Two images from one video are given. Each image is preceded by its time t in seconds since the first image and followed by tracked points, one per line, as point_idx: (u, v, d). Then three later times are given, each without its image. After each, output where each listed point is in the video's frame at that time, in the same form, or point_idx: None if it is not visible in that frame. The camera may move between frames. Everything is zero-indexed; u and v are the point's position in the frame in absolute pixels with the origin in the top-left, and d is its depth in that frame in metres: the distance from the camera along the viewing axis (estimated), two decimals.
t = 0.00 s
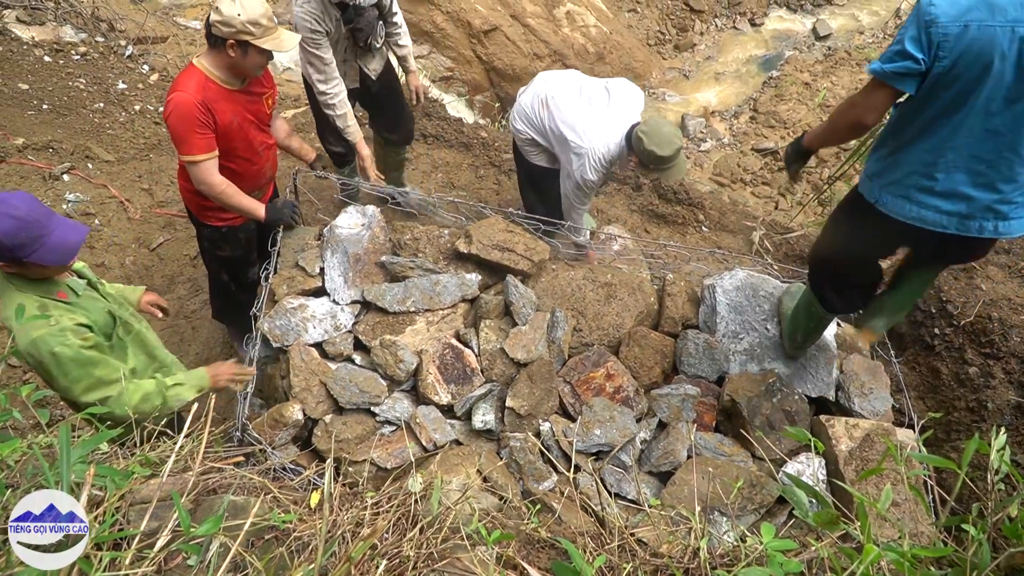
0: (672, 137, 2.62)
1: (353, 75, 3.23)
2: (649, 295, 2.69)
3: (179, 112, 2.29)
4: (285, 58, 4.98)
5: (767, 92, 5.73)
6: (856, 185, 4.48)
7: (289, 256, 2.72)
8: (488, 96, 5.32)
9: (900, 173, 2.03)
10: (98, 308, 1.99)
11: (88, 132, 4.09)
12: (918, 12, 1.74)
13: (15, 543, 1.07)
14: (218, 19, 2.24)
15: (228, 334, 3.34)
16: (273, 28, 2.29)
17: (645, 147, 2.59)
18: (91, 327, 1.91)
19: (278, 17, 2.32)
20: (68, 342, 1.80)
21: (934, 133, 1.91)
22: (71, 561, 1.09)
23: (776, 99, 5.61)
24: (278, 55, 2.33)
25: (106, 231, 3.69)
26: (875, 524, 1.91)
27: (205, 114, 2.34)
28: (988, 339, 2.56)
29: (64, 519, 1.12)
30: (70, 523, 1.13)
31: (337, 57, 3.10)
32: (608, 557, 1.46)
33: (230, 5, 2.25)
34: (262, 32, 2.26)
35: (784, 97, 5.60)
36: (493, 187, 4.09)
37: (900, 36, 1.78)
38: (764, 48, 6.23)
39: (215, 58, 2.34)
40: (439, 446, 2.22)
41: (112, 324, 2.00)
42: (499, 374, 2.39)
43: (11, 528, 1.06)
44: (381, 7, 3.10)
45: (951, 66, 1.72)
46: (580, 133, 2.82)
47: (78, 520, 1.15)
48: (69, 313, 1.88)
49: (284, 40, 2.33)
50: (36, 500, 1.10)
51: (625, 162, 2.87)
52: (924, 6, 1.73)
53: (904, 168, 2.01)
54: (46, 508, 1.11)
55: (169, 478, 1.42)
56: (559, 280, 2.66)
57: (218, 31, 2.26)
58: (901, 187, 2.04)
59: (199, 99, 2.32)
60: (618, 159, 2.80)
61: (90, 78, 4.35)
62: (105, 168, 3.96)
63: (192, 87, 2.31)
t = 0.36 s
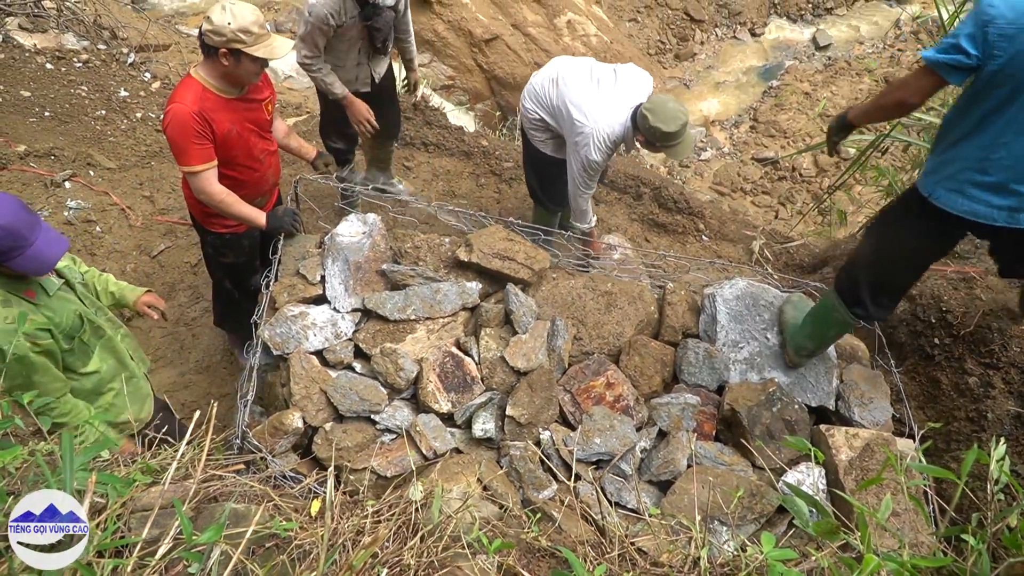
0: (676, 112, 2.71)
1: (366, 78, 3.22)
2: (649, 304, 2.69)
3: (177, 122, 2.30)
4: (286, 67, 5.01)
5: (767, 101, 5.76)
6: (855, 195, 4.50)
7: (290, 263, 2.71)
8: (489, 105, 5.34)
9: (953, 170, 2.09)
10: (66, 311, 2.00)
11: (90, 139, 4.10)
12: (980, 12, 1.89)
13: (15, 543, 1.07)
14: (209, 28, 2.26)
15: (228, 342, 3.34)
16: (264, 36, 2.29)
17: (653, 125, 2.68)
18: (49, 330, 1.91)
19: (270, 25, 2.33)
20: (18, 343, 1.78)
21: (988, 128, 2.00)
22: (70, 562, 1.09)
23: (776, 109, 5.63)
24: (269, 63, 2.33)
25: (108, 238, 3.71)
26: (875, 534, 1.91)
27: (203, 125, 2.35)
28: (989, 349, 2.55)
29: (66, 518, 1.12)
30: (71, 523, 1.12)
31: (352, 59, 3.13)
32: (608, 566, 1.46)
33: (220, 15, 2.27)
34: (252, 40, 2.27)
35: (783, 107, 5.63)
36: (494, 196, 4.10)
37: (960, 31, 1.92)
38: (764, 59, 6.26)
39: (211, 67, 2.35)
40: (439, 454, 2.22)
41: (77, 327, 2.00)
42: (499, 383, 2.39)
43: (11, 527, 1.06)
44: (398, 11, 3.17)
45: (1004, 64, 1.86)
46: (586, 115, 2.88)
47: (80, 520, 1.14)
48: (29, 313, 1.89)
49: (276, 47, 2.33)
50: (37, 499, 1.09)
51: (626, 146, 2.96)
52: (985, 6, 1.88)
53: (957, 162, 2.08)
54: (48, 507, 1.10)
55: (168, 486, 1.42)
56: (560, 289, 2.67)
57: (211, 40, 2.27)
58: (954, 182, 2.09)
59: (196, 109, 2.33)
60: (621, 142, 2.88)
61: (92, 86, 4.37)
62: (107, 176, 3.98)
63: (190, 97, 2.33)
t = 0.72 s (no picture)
0: (665, 89, 2.89)
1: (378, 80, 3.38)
2: (647, 314, 2.71)
3: (179, 129, 2.33)
4: (288, 76, 5.04)
5: (767, 112, 5.79)
6: (854, 206, 4.53)
7: (290, 272, 2.73)
8: (490, 114, 5.37)
9: None
10: (58, 316, 1.97)
11: (91, 147, 4.13)
12: None
13: (16, 542, 1.10)
14: (206, 36, 2.28)
15: (228, 350, 3.35)
16: (260, 42, 2.30)
17: (643, 100, 2.86)
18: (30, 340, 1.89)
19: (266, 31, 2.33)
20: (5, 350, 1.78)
21: None
22: (69, 562, 1.11)
23: (776, 120, 5.67)
24: (266, 68, 2.34)
25: (109, 246, 3.73)
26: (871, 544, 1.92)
27: (205, 130, 2.38)
28: (986, 361, 2.55)
29: (63, 519, 1.13)
30: (70, 523, 1.14)
31: (363, 62, 3.26)
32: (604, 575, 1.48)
33: (217, 23, 2.29)
34: (248, 46, 2.28)
35: (783, 118, 5.66)
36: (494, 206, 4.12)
37: None
38: (764, 70, 6.30)
39: (212, 73, 2.38)
40: (438, 463, 2.22)
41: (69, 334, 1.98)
42: (498, 392, 2.40)
43: (11, 528, 1.09)
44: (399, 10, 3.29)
45: None
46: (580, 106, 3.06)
47: (80, 521, 1.16)
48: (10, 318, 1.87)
49: (272, 52, 2.34)
50: (36, 500, 1.12)
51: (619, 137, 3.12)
52: None
53: None
54: (46, 509, 1.12)
55: (168, 493, 1.43)
56: (559, 299, 2.68)
57: (208, 47, 2.29)
58: None
59: (198, 116, 2.35)
60: (615, 131, 3.04)
61: (95, 94, 4.40)
62: (108, 184, 4.00)
63: (192, 103, 2.35)
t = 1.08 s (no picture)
0: (653, 72, 2.98)
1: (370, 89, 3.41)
2: (645, 326, 2.71)
3: (179, 139, 2.35)
4: (288, 88, 5.08)
5: (766, 125, 5.81)
6: (852, 218, 4.55)
7: (288, 284, 2.73)
8: (490, 126, 5.39)
9: None
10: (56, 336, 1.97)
11: (92, 158, 4.15)
12: None
13: (15, 542, 1.10)
14: (199, 46, 2.30)
15: (226, 361, 3.36)
16: (251, 51, 2.31)
17: (627, 82, 2.96)
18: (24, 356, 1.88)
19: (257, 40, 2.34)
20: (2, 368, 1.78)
21: None
22: (67, 562, 1.12)
23: (774, 132, 5.69)
24: (257, 77, 2.34)
25: (108, 257, 3.74)
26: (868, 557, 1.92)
27: (205, 139, 2.40)
28: (983, 373, 2.54)
29: (63, 519, 1.14)
30: (71, 523, 1.15)
31: (358, 70, 3.27)
32: None
33: (209, 32, 2.31)
34: (238, 56, 2.29)
35: (782, 130, 5.68)
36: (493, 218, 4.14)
37: None
38: (763, 82, 6.33)
39: (208, 82, 2.40)
40: (435, 475, 2.23)
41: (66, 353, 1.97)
42: (495, 404, 2.40)
43: (11, 528, 1.09)
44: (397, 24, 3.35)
45: None
46: (578, 87, 3.25)
47: (80, 519, 1.16)
48: (8, 329, 1.85)
49: (263, 61, 2.34)
50: (36, 500, 1.12)
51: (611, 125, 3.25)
52: None
53: None
54: (46, 508, 1.12)
55: (163, 505, 1.44)
56: (557, 310, 2.69)
57: (202, 57, 2.32)
58: None
59: (198, 125, 2.37)
60: (604, 116, 3.18)
61: (96, 106, 4.43)
62: (108, 196, 4.02)
63: (191, 113, 2.38)
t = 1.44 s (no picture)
0: (658, 63, 3.03)
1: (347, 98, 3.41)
2: (642, 339, 2.71)
3: (168, 153, 2.37)
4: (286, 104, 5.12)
5: (762, 138, 5.85)
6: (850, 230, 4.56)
7: (285, 299, 2.74)
8: (488, 141, 5.43)
9: None
10: (50, 357, 1.97)
11: (90, 176, 4.18)
12: None
13: (16, 542, 1.16)
14: (186, 63, 2.34)
15: (224, 377, 3.35)
16: (236, 73, 2.34)
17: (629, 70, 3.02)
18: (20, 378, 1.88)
19: (244, 61, 2.38)
20: None
21: None
22: (63, 563, 1.19)
23: (771, 145, 5.72)
24: (241, 98, 2.38)
25: (105, 274, 3.76)
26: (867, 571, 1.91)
27: (195, 153, 2.42)
28: (980, 384, 2.53)
29: (65, 519, 1.19)
30: (70, 523, 1.19)
31: (334, 78, 3.28)
32: None
33: (197, 50, 2.34)
34: (223, 76, 2.33)
35: (778, 143, 5.72)
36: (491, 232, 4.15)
37: None
38: (760, 96, 6.38)
39: (197, 98, 2.43)
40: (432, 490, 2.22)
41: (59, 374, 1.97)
42: (493, 418, 2.39)
43: (12, 527, 1.16)
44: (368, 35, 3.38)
45: None
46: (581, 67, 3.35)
47: (79, 519, 1.21)
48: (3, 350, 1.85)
49: (248, 83, 2.38)
50: (37, 500, 1.17)
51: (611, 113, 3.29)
52: None
53: None
54: (46, 508, 1.17)
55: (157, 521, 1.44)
56: (554, 324, 2.70)
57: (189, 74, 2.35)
58: None
59: (187, 139, 2.39)
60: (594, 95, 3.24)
61: (94, 124, 4.46)
62: (106, 213, 4.04)
63: (180, 128, 2.40)
